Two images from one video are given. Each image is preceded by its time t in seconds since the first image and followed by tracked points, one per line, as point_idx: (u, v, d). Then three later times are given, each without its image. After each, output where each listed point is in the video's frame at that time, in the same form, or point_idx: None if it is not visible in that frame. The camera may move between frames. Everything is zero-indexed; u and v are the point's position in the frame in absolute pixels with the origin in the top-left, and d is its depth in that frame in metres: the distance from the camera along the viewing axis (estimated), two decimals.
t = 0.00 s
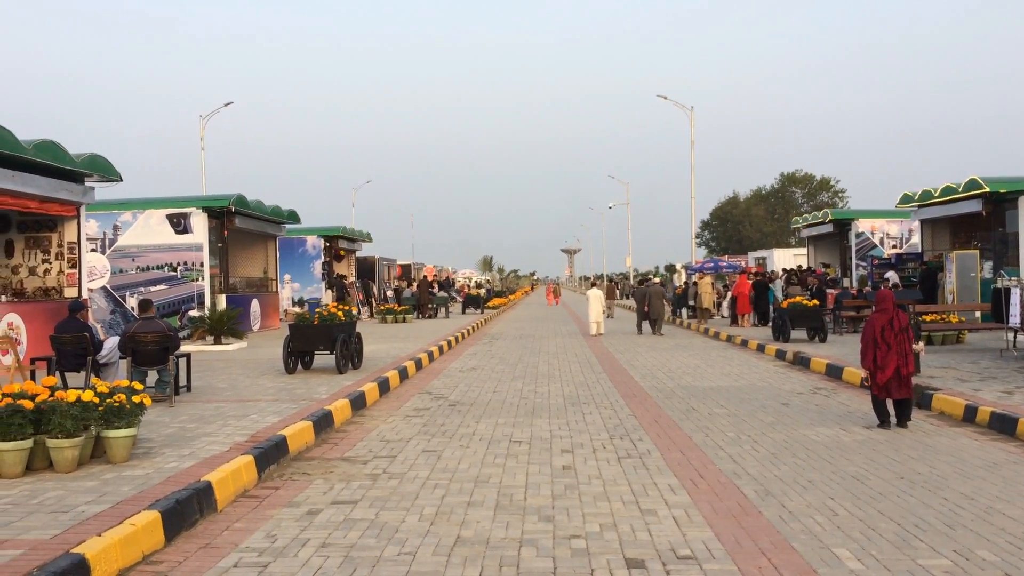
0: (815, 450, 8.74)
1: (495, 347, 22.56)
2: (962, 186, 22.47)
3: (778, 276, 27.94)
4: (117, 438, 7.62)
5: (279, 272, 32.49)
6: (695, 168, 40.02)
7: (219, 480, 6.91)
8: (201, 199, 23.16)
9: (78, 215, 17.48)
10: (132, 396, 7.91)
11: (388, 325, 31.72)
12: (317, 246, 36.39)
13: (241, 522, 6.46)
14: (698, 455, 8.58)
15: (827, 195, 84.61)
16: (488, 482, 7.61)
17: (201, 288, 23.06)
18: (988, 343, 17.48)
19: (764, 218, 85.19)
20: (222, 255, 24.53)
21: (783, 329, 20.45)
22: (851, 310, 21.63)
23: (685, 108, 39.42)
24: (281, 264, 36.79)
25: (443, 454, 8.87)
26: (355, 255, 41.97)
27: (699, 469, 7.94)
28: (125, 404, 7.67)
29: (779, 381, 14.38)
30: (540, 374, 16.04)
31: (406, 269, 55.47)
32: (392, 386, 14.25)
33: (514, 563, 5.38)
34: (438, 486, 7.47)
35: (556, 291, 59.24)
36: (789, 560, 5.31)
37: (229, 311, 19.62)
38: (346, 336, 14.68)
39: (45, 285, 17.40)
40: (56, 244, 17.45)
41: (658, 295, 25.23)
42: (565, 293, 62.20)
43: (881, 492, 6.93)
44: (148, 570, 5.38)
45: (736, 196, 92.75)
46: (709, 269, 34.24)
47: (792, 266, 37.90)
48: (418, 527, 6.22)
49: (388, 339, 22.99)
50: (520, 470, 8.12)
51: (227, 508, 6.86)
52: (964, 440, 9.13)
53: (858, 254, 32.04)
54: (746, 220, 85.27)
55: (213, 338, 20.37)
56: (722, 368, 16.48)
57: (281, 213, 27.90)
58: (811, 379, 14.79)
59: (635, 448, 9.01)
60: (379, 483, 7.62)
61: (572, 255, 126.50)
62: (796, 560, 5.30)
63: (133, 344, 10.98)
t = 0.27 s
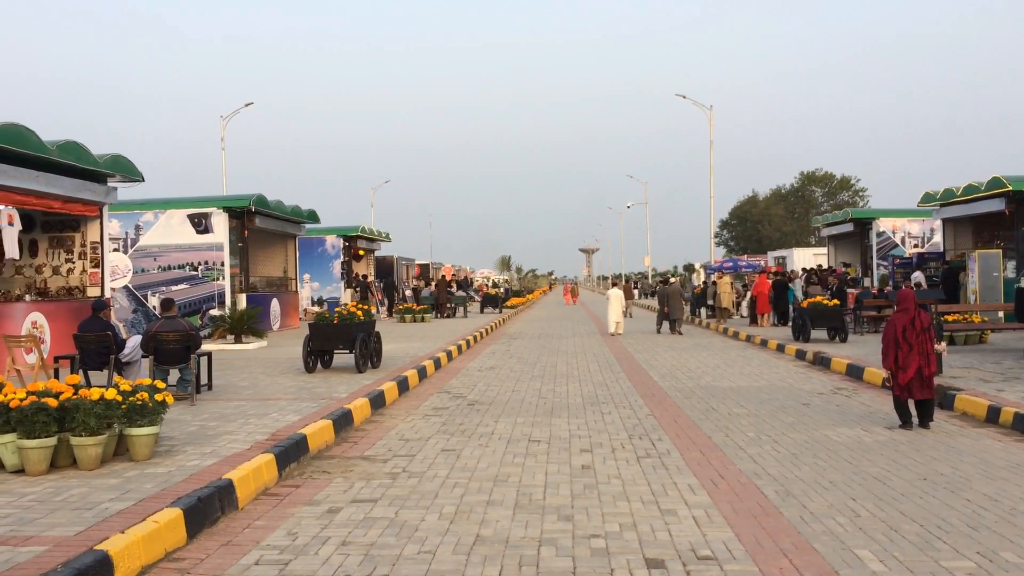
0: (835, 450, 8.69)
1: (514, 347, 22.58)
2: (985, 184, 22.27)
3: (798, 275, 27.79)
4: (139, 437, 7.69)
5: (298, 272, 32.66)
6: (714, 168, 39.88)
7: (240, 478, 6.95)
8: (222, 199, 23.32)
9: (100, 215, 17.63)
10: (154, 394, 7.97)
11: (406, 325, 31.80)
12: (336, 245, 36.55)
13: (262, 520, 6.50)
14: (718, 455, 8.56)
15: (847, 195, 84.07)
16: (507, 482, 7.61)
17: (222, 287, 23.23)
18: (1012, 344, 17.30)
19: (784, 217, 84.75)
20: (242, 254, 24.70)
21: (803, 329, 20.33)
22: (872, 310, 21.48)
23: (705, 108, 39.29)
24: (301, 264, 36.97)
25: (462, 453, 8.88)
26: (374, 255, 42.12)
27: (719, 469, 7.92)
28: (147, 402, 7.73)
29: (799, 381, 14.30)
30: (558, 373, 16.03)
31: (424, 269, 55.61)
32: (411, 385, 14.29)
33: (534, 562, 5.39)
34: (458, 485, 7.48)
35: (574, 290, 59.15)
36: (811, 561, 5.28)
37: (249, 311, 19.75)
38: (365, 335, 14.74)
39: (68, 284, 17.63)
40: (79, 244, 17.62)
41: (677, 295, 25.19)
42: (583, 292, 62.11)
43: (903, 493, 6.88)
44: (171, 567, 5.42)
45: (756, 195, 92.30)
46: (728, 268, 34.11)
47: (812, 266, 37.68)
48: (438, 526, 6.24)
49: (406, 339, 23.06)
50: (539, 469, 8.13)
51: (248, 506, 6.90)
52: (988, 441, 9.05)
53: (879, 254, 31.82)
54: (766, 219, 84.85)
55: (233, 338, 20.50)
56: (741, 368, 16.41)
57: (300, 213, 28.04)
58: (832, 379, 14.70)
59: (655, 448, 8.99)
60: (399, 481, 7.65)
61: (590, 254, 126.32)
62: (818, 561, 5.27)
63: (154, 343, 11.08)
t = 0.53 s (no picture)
0: (849, 452, 8.65)
1: (525, 348, 22.58)
2: (1000, 185, 22.14)
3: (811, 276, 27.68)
4: (153, 437, 7.72)
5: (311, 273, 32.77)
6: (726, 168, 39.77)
7: (253, 478, 6.98)
8: (235, 201, 23.43)
9: (114, 217, 17.73)
10: (168, 395, 8.01)
11: (418, 326, 31.84)
12: (348, 246, 36.63)
13: (275, 520, 6.53)
14: (730, 456, 8.54)
15: (860, 195, 83.71)
16: (519, 483, 7.61)
17: (234, 288, 23.31)
18: None
19: (796, 218, 84.46)
20: (255, 255, 24.80)
21: (816, 331, 20.25)
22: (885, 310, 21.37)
23: (717, 108, 39.18)
24: (313, 265, 37.08)
25: (474, 454, 8.89)
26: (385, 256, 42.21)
27: (732, 471, 7.89)
28: (161, 403, 7.77)
29: (812, 383, 14.25)
30: (570, 374, 16.03)
31: (436, 270, 55.69)
32: (423, 385, 14.32)
33: (546, 563, 5.39)
34: (470, 486, 7.49)
35: (586, 291, 59.09)
36: (824, 564, 5.26)
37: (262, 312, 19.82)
38: (377, 335, 14.77)
39: (82, 285, 17.75)
40: (93, 245, 17.72)
41: (689, 296, 25.17)
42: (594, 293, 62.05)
43: (917, 495, 6.84)
44: (184, 567, 5.45)
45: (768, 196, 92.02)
46: (740, 269, 34.03)
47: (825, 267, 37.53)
48: (450, 527, 6.25)
49: (418, 340, 23.10)
50: (551, 470, 8.12)
51: (262, 506, 6.93)
52: (1003, 444, 8.99)
53: (893, 254, 31.67)
54: (778, 220, 84.58)
55: (246, 338, 20.57)
56: (754, 369, 16.36)
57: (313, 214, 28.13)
58: (845, 380, 14.64)
59: (667, 450, 8.97)
60: (411, 482, 7.66)
61: (601, 255, 126.22)
62: (831, 564, 5.26)
63: (168, 343, 11.15)
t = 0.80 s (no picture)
0: (863, 455, 8.61)
1: (537, 350, 22.57)
2: (1015, 186, 22.00)
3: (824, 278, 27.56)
4: (167, 439, 7.76)
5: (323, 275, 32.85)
6: (739, 170, 39.66)
7: (266, 480, 7.01)
8: (248, 204, 23.53)
9: (129, 220, 17.84)
10: (182, 397, 8.05)
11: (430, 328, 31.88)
12: (360, 249, 36.72)
13: (288, 522, 6.55)
14: (743, 459, 8.51)
15: (874, 196, 83.30)
16: (532, 485, 7.61)
17: (248, 291, 23.34)
18: None
19: (809, 219, 84.12)
20: (268, 258, 24.89)
21: (830, 333, 20.15)
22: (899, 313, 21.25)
23: (730, 110, 39.08)
24: (326, 267, 37.18)
25: (487, 456, 8.90)
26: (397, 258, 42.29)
27: (745, 474, 7.87)
28: (175, 405, 7.81)
29: (825, 385, 14.19)
30: (583, 377, 16.01)
31: (448, 272, 55.74)
32: (435, 388, 14.33)
33: (559, 566, 5.39)
34: (483, 489, 7.49)
35: (597, 293, 59.01)
36: (839, 567, 5.24)
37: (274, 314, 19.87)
38: (389, 338, 14.80)
39: (96, 289, 17.84)
40: (108, 248, 17.82)
41: (703, 299, 25.11)
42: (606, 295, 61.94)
43: (932, 499, 6.80)
44: (199, 568, 5.48)
45: (781, 197, 91.69)
46: (753, 271, 33.92)
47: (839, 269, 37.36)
48: (463, 529, 6.25)
49: (430, 342, 23.12)
50: (563, 473, 8.11)
51: (275, 508, 6.96)
52: (1019, 447, 8.92)
53: (907, 256, 31.50)
54: (791, 222, 84.28)
55: (259, 341, 20.64)
56: (767, 372, 16.30)
57: (325, 217, 28.20)
58: (859, 383, 14.57)
59: (680, 452, 8.95)
60: (424, 484, 7.67)
61: (614, 257, 126.06)
62: (846, 567, 5.23)
63: (182, 345, 11.21)
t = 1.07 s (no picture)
0: (879, 454, 8.56)
1: (551, 350, 22.56)
2: None
3: (840, 277, 27.42)
4: (184, 438, 7.81)
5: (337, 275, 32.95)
6: (752, 169, 39.53)
7: (282, 479, 7.04)
8: (262, 204, 23.62)
9: (144, 221, 17.96)
10: (198, 397, 8.09)
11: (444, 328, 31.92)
12: (374, 249, 36.81)
13: (303, 521, 6.58)
14: (758, 458, 8.49)
15: (889, 195, 82.79)
16: (546, 485, 7.61)
17: (261, 291, 23.46)
18: None
19: (824, 218, 83.71)
20: (282, 258, 24.99)
21: (845, 332, 20.05)
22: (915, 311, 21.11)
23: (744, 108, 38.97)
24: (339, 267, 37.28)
25: (501, 456, 8.90)
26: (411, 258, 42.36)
27: (760, 473, 7.84)
28: (191, 404, 7.85)
29: (841, 384, 14.12)
30: (596, 376, 15.99)
31: (461, 272, 55.77)
32: (449, 387, 14.35)
33: (574, 565, 5.39)
34: (497, 488, 7.51)
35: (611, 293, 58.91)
36: (855, 567, 5.22)
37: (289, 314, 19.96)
38: (403, 337, 14.83)
39: (113, 289, 17.97)
40: (124, 248, 17.92)
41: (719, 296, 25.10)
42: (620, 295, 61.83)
43: (949, 498, 6.76)
44: (215, 567, 5.51)
45: (795, 196, 91.29)
46: (767, 270, 33.78)
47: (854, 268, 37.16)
48: (478, 528, 6.26)
49: (444, 341, 23.16)
50: (577, 472, 8.11)
51: (291, 507, 6.99)
52: None
53: (923, 255, 31.31)
54: (805, 220, 83.91)
55: (273, 341, 20.72)
56: (782, 371, 16.24)
57: (339, 217, 28.27)
58: (874, 382, 14.50)
59: (694, 452, 8.93)
60: (438, 484, 7.69)
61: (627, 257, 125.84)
62: (861, 567, 5.21)
63: (197, 345, 11.27)
